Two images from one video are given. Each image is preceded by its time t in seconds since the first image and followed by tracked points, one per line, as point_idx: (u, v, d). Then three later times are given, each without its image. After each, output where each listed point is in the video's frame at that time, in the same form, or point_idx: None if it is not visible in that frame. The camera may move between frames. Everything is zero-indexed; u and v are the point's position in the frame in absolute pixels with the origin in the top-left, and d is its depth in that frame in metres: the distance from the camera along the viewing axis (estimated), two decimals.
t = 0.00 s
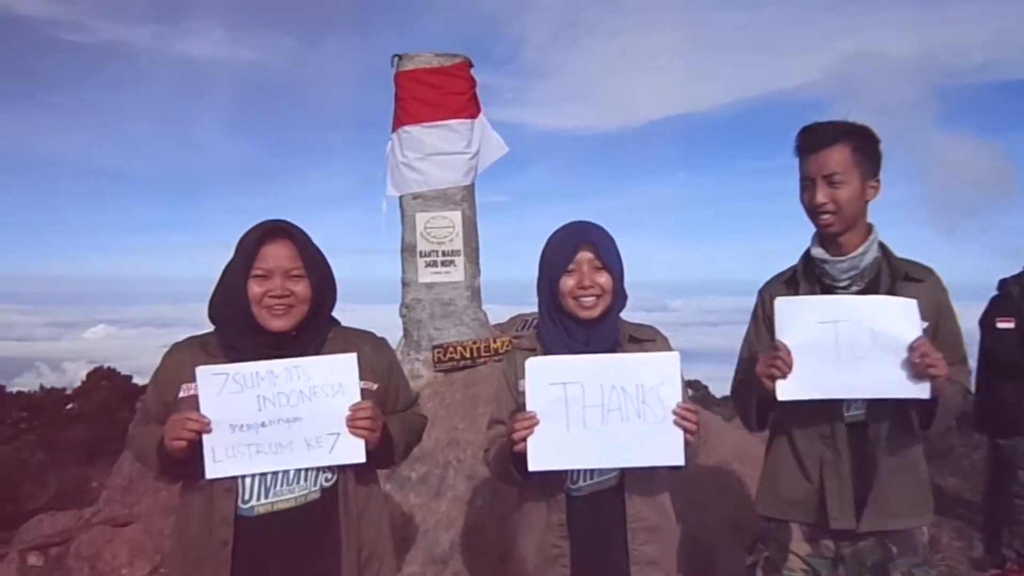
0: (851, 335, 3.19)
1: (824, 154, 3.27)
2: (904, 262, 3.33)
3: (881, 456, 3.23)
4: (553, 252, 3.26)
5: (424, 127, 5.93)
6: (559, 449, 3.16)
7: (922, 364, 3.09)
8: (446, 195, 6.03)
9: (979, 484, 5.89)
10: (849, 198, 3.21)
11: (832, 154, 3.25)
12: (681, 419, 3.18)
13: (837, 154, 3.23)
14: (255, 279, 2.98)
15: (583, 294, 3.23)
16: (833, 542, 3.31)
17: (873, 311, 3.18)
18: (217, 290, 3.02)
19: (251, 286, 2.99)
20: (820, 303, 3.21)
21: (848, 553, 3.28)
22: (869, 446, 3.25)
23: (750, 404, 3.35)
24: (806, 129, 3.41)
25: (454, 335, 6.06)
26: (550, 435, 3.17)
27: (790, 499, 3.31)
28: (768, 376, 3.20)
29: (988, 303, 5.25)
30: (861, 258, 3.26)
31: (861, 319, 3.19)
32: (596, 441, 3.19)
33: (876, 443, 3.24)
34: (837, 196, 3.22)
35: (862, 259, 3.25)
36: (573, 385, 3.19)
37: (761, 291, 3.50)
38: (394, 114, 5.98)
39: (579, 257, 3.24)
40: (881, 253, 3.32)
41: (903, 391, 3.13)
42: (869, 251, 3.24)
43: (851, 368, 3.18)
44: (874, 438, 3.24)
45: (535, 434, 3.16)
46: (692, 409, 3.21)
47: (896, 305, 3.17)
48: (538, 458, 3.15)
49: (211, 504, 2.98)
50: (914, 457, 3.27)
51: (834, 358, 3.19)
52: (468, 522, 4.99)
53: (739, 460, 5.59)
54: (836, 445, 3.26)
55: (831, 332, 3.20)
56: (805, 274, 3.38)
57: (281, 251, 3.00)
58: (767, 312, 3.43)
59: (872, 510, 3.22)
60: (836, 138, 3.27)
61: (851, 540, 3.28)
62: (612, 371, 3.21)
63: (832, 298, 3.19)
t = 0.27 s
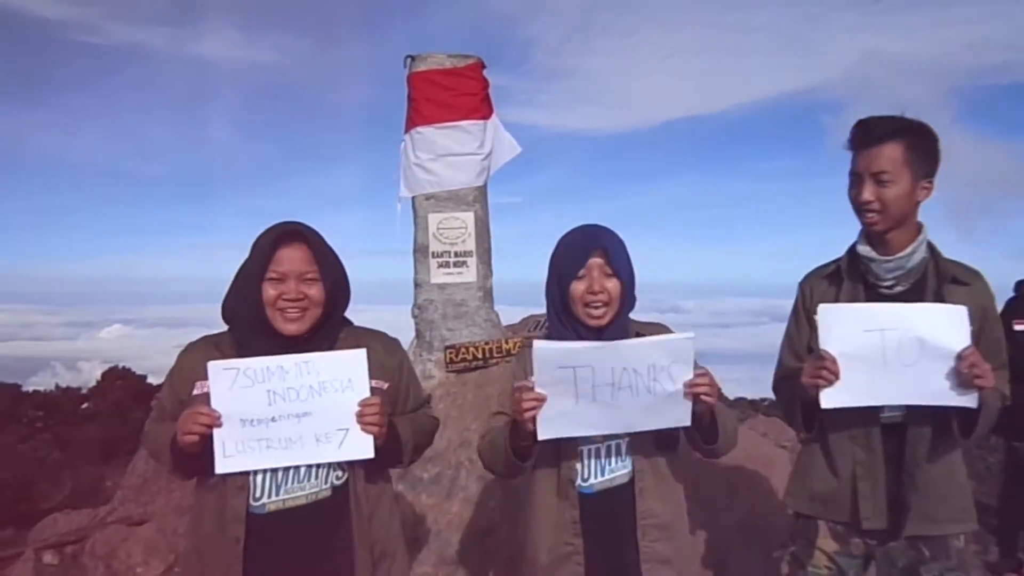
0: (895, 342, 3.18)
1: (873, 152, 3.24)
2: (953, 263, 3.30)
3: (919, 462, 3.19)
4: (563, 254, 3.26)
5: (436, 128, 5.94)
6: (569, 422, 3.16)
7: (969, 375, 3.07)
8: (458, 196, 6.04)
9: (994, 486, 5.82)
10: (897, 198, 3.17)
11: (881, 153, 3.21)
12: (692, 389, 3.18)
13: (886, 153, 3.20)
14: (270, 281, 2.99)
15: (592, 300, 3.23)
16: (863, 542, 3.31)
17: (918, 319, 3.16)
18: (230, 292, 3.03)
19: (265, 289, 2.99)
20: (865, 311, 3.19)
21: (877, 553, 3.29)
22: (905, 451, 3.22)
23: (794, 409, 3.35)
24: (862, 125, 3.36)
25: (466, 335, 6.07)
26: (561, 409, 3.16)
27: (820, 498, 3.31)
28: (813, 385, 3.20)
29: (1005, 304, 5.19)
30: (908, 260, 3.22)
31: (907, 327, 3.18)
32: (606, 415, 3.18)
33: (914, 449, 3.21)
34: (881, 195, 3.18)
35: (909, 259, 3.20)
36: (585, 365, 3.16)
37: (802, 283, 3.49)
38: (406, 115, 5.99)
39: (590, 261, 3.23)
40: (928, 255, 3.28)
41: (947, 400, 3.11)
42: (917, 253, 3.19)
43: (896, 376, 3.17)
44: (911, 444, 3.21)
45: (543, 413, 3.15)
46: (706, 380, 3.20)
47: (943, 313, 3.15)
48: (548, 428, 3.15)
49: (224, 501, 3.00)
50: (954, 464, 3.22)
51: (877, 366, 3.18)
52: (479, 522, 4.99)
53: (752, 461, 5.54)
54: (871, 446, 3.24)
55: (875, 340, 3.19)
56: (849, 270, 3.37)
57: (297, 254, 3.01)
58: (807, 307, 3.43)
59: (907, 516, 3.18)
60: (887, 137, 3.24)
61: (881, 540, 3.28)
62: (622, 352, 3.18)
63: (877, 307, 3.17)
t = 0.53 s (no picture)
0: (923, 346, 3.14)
1: (906, 156, 3.21)
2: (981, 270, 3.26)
3: (946, 470, 3.18)
4: (571, 247, 3.25)
5: (444, 128, 5.93)
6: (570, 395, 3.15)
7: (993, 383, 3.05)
8: (466, 196, 6.04)
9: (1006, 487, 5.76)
10: (929, 203, 3.14)
11: (915, 157, 3.18)
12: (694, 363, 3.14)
13: (920, 158, 3.17)
14: (277, 280, 2.98)
15: (599, 287, 3.22)
16: (883, 545, 3.30)
17: (947, 325, 3.12)
18: (237, 291, 3.03)
19: (273, 287, 2.98)
20: (892, 315, 3.15)
21: (896, 556, 3.28)
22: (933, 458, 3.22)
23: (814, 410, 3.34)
24: (896, 126, 3.34)
25: (473, 336, 6.07)
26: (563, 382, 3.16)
27: (840, 500, 3.31)
28: (834, 385, 3.19)
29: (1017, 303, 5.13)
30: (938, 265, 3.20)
31: (935, 331, 3.13)
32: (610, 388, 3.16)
33: (941, 455, 3.20)
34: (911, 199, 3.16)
35: (937, 266, 3.20)
36: (588, 346, 3.11)
37: (829, 286, 3.48)
38: (414, 115, 5.99)
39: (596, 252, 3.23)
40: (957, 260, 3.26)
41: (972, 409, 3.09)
42: (946, 261, 3.18)
43: (922, 382, 3.13)
44: (938, 451, 3.20)
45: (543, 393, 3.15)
46: (709, 354, 3.14)
47: (972, 321, 3.11)
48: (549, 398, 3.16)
49: (230, 502, 3.00)
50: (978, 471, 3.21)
51: (903, 371, 3.15)
52: (486, 522, 4.99)
53: (763, 461, 5.48)
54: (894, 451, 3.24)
55: (902, 343, 3.15)
56: (877, 274, 3.35)
57: (305, 253, 3.01)
58: (832, 309, 3.43)
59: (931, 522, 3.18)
60: (921, 141, 3.21)
61: (901, 543, 3.28)
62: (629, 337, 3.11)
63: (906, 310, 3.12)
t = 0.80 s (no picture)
0: (914, 345, 3.15)
1: (892, 156, 3.21)
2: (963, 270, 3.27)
3: (942, 471, 3.17)
4: (573, 250, 3.24)
5: (446, 128, 5.93)
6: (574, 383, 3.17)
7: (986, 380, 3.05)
8: (468, 196, 6.05)
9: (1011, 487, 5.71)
10: (915, 203, 3.15)
11: (901, 157, 3.18)
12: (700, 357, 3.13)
13: (907, 159, 3.17)
14: (276, 276, 2.99)
15: (602, 289, 3.25)
16: (875, 547, 3.29)
17: (937, 324, 3.14)
18: (237, 288, 3.04)
19: (272, 283, 2.99)
20: (884, 315, 3.16)
21: (888, 559, 3.28)
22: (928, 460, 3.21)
23: (805, 411, 3.33)
24: (881, 127, 3.35)
25: (476, 335, 6.07)
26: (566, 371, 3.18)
27: (835, 502, 3.30)
28: (827, 386, 3.18)
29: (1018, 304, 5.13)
30: (922, 267, 3.20)
31: (926, 330, 3.15)
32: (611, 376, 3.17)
33: (936, 457, 3.20)
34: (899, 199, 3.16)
35: (922, 265, 3.20)
36: (591, 333, 3.18)
37: (811, 289, 3.47)
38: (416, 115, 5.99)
39: (598, 257, 3.22)
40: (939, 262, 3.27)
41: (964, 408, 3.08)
42: (930, 261, 3.19)
43: (913, 381, 3.14)
44: (934, 452, 3.20)
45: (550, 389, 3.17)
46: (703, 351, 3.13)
47: (960, 318, 3.13)
48: (555, 400, 3.16)
49: (234, 501, 3.00)
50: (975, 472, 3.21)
51: (894, 371, 3.15)
52: (489, 521, 4.99)
53: (764, 460, 5.48)
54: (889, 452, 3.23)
55: (893, 343, 3.16)
56: (861, 275, 3.36)
57: (302, 248, 3.02)
58: (817, 312, 3.42)
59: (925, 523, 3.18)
60: (908, 142, 3.21)
61: (894, 545, 3.27)
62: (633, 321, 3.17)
63: (895, 309, 3.14)
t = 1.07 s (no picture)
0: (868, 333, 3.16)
1: (834, 149, 3.24)
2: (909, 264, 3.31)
3: (885, 460, 3.22)
4: (568, 248, 3.29)
5: (442, 126, 5.92)
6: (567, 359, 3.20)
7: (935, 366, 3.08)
8: (464, 194, 6.05)
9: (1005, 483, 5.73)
10: (858, 195, 3.18)
11: (842, 150, 3.22)
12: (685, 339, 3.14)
13: (848, 151, 3.20)
14: (273, 273, 2.98)
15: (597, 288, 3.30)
16: (833, 541, 3.33)
17: (887, 310, 3.16)
18: (233, 285, 3.03)
19: (269, 279, 2.98)
20: (839, 304, 3.18)
21: (847, 553, 3.30)
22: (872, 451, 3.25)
23: (760, 402, 3.36)
24: (821, 125, 3.40)
25: (472, 334, 6.07)
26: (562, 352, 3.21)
27: (787, 498, 3.33)
28: (785, 377, 3.16)
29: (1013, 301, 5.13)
30: (866, 259, 3.23)
31: (879, 318, 3.16)
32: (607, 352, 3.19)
33: (880, 447, 3.23)
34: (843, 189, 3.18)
35: (865, 258, 3.23)
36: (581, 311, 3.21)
37: (761, 284, 3.50)
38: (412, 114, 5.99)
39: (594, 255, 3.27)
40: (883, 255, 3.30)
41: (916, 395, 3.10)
42: (874, 254, 3.22)
43: (866, 369, 3.15)
44: (877, 442, 3.23)
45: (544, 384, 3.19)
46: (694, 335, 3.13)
47: (908, 305, 3.16)
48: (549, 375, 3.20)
49: (231, 502, 3.00)
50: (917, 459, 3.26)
51: (848, 359, 3.16)
52: (486, 519, 5.00)
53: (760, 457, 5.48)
54: (835, 445, 3.26)
55: (846, 332, 3.17)
56: (809, 269, 3.38)
57: (300, 245, 3.01)
58: (767, 308, 3.44)
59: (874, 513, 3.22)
60: (849, 136, 3.26)
61: (851, 539, 3.31)
62: (625, 299, 3.21)
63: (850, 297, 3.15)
